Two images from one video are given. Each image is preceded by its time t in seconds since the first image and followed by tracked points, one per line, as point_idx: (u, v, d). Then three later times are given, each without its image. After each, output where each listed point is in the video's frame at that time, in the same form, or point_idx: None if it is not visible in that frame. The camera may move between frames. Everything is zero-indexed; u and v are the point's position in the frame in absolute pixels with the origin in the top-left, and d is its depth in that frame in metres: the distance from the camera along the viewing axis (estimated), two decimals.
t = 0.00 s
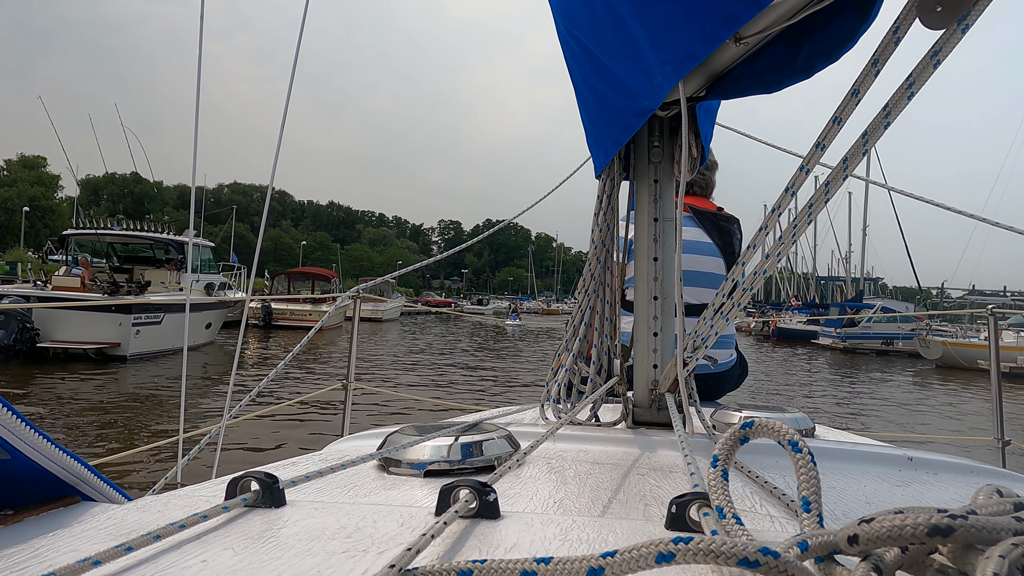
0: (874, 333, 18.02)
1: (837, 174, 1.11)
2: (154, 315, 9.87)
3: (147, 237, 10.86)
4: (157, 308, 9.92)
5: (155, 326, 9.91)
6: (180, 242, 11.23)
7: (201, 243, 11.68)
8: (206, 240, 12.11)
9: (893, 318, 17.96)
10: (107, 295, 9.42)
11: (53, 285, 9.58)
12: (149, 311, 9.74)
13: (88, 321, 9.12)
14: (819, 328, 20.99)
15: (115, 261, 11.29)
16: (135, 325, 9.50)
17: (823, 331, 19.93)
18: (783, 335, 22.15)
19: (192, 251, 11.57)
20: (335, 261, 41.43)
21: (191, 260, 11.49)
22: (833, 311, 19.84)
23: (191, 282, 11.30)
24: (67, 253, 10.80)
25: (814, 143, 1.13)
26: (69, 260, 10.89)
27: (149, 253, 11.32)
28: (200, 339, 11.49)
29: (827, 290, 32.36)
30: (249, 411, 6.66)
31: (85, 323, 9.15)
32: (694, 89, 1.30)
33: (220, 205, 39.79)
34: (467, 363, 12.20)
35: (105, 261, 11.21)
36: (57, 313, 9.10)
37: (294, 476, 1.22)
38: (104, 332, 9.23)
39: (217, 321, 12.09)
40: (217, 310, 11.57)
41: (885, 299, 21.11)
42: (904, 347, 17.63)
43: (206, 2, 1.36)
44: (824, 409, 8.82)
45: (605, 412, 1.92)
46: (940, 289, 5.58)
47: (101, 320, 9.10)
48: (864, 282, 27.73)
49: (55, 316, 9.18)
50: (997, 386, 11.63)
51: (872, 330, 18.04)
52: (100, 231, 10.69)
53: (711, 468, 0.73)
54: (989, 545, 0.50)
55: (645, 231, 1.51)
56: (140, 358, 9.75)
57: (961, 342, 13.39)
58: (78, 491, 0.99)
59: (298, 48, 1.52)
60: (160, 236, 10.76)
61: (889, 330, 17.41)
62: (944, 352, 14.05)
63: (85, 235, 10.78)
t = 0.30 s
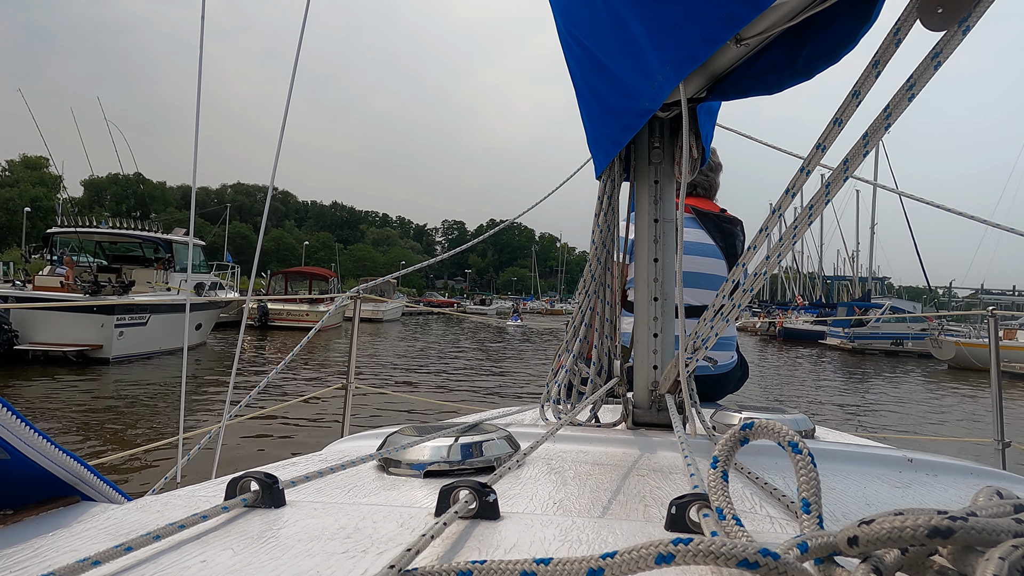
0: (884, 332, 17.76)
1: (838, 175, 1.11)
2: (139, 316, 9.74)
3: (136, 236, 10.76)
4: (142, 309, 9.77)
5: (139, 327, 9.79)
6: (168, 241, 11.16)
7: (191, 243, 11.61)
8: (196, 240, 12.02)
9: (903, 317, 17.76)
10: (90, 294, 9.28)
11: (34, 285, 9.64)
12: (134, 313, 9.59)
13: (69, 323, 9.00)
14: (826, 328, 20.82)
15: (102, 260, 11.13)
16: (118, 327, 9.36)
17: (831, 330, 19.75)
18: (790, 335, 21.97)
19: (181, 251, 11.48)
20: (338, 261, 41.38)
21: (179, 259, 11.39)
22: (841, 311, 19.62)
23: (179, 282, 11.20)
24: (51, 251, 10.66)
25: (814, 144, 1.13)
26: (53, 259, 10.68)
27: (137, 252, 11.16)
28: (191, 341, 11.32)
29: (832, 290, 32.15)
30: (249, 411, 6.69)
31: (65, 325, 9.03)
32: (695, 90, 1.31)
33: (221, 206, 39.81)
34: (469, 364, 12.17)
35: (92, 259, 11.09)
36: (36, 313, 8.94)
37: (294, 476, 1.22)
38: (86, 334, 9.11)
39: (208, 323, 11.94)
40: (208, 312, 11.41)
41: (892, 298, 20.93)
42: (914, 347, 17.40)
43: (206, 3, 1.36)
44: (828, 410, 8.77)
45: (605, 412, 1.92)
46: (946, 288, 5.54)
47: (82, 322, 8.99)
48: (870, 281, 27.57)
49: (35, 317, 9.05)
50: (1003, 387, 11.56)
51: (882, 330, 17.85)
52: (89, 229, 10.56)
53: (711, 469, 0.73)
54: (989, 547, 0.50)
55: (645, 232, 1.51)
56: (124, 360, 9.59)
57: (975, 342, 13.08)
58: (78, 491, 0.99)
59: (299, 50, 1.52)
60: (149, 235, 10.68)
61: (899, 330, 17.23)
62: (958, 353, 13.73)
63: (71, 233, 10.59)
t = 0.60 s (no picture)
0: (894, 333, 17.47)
1: (838, 175, 1.11)
2: (124, 317, 9.58)
3: (123, 234, 10.60)
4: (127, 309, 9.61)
5: (124, 328, 9.64)
6: (156, 239, 10.94)
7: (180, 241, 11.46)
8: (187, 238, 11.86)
9: (913, 317, 17.54)
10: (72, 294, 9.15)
11: (17, 285, 9.63)
12: (118, 314, 9.43)
13: (50, 324, 8.86)
14: (833, 328, 20.67)
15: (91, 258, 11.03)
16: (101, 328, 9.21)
17: (840, 330, 19.54)
18: (798, 335, 21.78)
19: (169, 250, 11.33)
20: (340, 262, 41.28)
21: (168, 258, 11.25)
22: (849, 310, 19.42)
23: (168, 282, 11.09)
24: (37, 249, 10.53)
25: (814, 144, 1.13)
26: (41, 257, 10.64)
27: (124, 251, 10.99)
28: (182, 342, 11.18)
29: (839, 289, 31.95)
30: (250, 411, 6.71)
31: (47, 326, 8.88)
32: (695, 90, 1.31)
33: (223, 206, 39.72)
34: (471, 364, 12.12)
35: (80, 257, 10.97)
36: (16, 315, 8.77)
37: (294, 476, 1.22)
38: (68, 335, 8.97)
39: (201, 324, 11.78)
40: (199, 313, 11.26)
41: (900, 298, 20.76)
42: (923, 347, 17.22)
43: (208, 2, 1.36)
44: (834, 411, 8.72)
45: (606, 412, 1.92)
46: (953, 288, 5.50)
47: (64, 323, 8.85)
48: (876, 280, 27.40)
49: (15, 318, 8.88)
50: (1009, 387, 11.49)
51: (891, 330, 17.65)
52: (75, 227, 10.38)
53: (712, 469, 0.73)
54: (989, 547, 0.50)
55: (645, 232, 1.51)
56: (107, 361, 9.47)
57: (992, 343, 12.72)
58: (79, 491, 0.99)
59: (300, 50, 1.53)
60: (136, 233, 10.54)
61: (911, 331, 17.01)
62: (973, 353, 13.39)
63: (57, 232, 10.44)
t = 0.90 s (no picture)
0: (901, 334, 17.23)
1: (834, 175, 1.11)
2: (104, 317, 9.34)
3: (107, 232, 10.42)
4: (108, 309, 9.38)
5: (104, 329, 9.38)
6: (141, 236, 10.74)
7: (167, 239, 11.30)
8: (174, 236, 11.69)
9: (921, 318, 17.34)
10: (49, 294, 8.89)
11: None
12: (98, 314, 9.22)
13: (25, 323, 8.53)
14: (838, 329, 20.54)
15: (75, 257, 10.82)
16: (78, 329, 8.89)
17: (845, 331, 19.40)
18: (801, 336, 21.65)
19: (155, 248, 11.15)
20: (342, 262, 41.09)
21: (154, 256, 11.08)
22: (855, 311, 19.26)
23: (152, 280, 10.92)
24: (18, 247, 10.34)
25: (811, 144, 1.13)
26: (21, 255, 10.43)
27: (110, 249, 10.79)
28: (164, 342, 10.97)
29: (841, 289, 31.86)
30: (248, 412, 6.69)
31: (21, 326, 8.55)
32: (692, 89, 1.31)
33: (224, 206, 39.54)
34: (472, 364, 12.08)
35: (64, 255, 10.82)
36: None
37: (291, 477, 1.22)
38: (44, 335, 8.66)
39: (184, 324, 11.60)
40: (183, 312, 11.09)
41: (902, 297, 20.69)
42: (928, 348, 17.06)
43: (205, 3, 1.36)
44: (837, 411, 8.70)
45: (604, 412, 1.92)
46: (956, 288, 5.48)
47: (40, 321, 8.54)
48: (878, 280, 27.32)
49: None
50: (1010, 387, 11.48)
51: (899, 330, 17.38)
52: (59, 224, 10.18)
53: (709, 468, 0.73)
54: (986, 544, 0.50)
55: (642, 231, 1.51)
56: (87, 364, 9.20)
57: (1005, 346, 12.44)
58: (76, 493, 0.99)
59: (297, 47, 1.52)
60: (121, 231, 10.37)
61: (917, 332, 16.84)
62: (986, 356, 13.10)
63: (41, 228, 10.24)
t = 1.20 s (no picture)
0: (909, 335, 16.90)
1: (831, 174, 1.12)
2: (84, 318, 9.12)
3: (88, 228, 10.11)
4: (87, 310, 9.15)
5: (83, 330, 9.16)
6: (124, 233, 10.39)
7: (153, 237, 10.95)
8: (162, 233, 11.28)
9: (931, 318, 16.89)
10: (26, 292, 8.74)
11: None
12: (76, 314, 8.98)
13: None
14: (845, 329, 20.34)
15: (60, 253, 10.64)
16: (54, 329, 8.72)
17: (852, 332, 19.07)
18: (806, 337, 21.36)
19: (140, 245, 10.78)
20: (343, 261, 40.93)
21: (138, 253, 10.72)
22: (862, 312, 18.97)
23: (136, 279, 10.51)
24: None
25: (807, 143, 1.14)
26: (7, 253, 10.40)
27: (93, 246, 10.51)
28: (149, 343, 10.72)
29: (847, 289, 31.69)
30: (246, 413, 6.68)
31: None
32: (689, 89, 1.31)
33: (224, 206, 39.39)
34: (473, 364, 12.04)
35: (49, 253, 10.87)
36: None
37: (290, 477, 1.22)
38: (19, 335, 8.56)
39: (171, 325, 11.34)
40: (169, 312, 10.81)
41: (906, 297, 20.56)
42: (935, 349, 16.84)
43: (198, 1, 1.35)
44: (841, 412, 8.63)
45: (602, 411, 1.92)
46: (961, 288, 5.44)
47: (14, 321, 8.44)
48: (881, 280, 27.17)
49: None
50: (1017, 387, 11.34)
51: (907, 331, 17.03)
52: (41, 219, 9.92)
53: (707, 467, 0.73)
54: (982, 542, 0.50)
55: (640, 231, 1.51)
56: (63, 365, 8.96)
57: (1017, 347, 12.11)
58: (74, 495, 0.98)
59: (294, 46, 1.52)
60: (102, 227, 10.04)
61: (927, 333, 16.42)
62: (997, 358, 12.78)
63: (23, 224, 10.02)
